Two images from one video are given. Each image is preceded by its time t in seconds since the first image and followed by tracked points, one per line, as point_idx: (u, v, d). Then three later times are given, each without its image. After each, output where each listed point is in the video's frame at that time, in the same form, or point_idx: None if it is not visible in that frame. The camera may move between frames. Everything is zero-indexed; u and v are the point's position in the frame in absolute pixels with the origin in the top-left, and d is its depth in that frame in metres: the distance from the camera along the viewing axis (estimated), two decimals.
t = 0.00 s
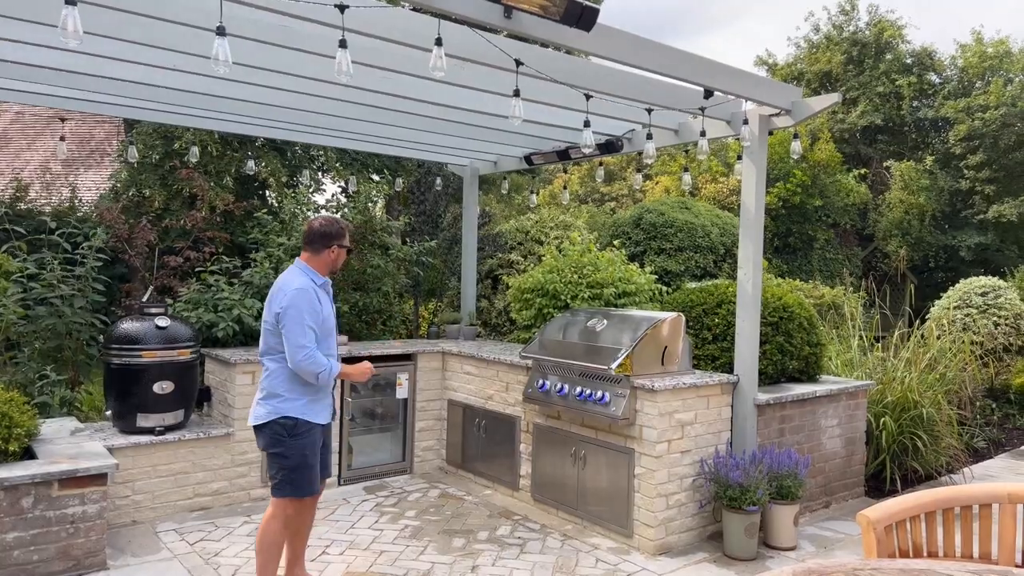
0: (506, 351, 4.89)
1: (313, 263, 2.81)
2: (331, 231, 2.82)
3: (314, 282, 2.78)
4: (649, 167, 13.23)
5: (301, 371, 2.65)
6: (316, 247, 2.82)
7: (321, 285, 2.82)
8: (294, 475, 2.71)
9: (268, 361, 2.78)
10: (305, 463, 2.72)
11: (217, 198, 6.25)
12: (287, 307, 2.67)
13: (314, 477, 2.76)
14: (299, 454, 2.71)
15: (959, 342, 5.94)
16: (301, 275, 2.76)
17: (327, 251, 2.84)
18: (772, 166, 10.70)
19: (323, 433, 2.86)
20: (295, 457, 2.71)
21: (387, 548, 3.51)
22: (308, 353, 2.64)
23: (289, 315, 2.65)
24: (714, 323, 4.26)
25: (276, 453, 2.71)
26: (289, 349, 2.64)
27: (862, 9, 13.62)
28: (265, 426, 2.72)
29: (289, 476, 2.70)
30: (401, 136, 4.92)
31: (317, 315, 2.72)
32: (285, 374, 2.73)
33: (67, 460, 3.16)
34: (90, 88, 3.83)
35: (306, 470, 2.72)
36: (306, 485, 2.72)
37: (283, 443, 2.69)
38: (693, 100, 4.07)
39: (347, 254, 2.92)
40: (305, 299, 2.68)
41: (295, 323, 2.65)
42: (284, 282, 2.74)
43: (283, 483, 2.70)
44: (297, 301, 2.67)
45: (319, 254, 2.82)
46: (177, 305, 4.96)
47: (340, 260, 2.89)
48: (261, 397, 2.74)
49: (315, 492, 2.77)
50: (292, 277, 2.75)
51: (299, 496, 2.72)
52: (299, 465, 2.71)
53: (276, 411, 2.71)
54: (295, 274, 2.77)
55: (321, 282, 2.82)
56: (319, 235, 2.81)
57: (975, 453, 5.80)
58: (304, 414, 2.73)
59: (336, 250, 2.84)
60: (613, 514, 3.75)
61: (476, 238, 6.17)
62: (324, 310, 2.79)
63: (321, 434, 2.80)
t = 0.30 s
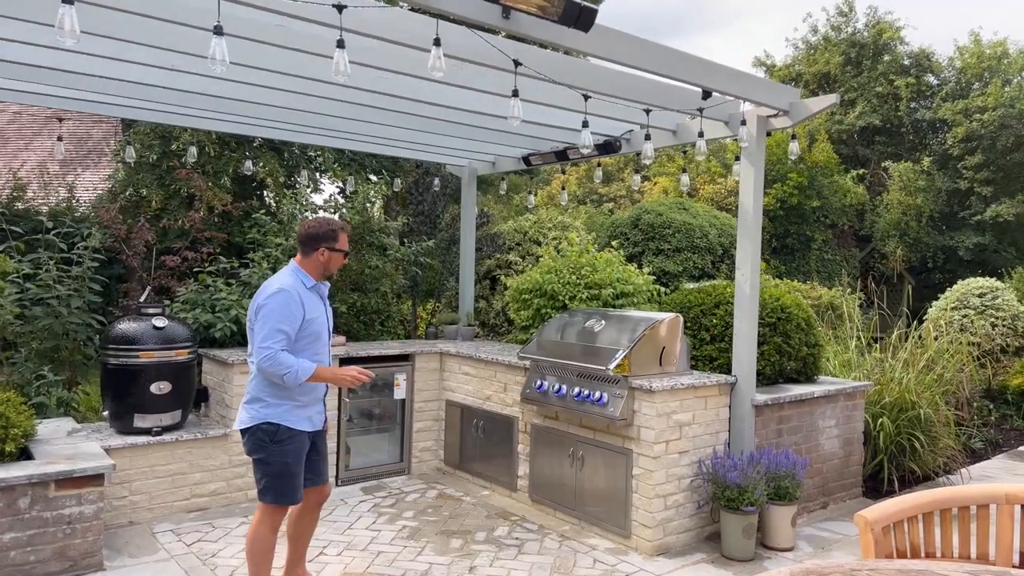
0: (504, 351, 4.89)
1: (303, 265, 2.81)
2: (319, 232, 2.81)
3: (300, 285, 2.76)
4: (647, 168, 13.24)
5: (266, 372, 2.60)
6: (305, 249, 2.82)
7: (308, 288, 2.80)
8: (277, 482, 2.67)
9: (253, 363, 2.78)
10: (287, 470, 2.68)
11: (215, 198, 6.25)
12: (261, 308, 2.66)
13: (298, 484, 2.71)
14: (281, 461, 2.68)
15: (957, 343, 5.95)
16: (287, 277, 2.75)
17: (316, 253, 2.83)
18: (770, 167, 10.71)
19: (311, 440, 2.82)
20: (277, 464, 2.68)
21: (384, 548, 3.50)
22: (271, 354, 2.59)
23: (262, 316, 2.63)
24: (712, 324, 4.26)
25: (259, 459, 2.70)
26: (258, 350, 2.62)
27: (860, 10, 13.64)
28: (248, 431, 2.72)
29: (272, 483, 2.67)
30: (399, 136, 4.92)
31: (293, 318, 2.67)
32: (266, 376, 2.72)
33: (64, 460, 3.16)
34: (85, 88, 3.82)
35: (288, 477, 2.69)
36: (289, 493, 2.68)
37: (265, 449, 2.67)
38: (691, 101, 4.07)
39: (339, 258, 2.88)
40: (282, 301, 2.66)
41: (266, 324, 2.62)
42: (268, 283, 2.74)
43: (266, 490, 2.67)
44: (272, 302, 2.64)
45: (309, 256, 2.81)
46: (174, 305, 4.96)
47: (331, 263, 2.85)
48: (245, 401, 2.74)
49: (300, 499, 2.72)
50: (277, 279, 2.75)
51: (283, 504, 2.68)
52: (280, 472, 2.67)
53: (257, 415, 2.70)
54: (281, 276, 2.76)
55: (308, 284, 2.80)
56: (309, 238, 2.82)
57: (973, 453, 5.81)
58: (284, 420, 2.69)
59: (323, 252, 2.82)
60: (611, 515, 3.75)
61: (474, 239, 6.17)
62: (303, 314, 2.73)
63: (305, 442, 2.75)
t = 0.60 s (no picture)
0: (500, 351, 4.88)
1: (298, 267, 2.79)
2: (312, 233, 2.79)
3: (296, 288, 2.74)
4: (643, 167, 13.25)
5: (266, 378, 2.60)
6: (300, 250, 2.81)
7: (304, 290, 2.78)
8: (278, 484, 2.68)
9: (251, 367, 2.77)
10: (288, 472, 2.68)
11: (211, 198, 6.25)
12: (257, 314, 2.65)
13: (300, 485, 2.72)
14: (281, 463, 2.68)
15: (952, 342, 5.96)
16: (282, 280, 2.74)
17: (310, 253, 2.80)
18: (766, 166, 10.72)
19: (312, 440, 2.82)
20: (277, 466, 2.68)
21: (381, 548, 3.50)
22: (272, 361, 2.59)
23: (259, 322, 2.62)
24: (708, 323, 4.26)
25: (259, 461, 2.70)
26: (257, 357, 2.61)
27: (856, 10, 13.66)
28: (248, 434, 2.71)
29: (273, 485, 2.68)
30: (395, 136, 4.91)
31: (290, 323, 2.66)
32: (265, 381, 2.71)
33: (59, 460, 3.15)
34: (85, 88, 3.82)
35: (289, 479, 2.69)
36: (290, 494, 2.69)
37: (265, 451, 2.67)
38: (687, 101, 4.07)
39: (334, 258, 2.85)
40: (278, 305, 2.65)
41: (264, 330, 2.61)
42: (263, 287, 2.73)
43: (268, 492, 2.68)
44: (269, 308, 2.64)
45: (303, 258, 2.80)
46: (170, 305, 4.94)
47: (327, 263, 2.83)
48: (244, 404, 2.74)
49: (302, 499, 2.73)
50: (272, 283, 2.73)
51: (284, 505, 2.69)
52: (281, 475, 2.68)
53: (257, 418, 2.69)
54: (276, 279, 2.75)
55: (304, 286, 2.79)
56: (303, 239, 2.80)
57: (968, 452, 5.82)
58: (284, 423, 2.69)
59: (317, 253, 2.79)
60: (608, 514, 3.75)
61: (471, 238, 6.16)
62: (301, 317, 2.73)
63: (305, 443, 2.75)
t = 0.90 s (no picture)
0: (497, 351, 4.88)
1: (313, 270, 2.80)
2: (326, 236, 2.80)
3: (310, 290, 2.75)
4: (641, 167, 13.27)
5: (277, 380, 2.60)
6: (314, 253, 2.82)
7: (318, 293, 2.79)
8: (291, 483, 2.68)
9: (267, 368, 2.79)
10: (303, 472, 2.69)
11: (208, 197, 6.24)
12: (270, 317, 2.66)
13: (313, 484, 2.72)
14: (296, 462, 2.69)
15: (949, 342, 5.97)
16: (296, 283, 2.74)
17: (324, 256, 2.81)
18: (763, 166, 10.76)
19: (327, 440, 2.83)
20: (292, 465, 2.68)
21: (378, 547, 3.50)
22: (282, 364, 2.59)
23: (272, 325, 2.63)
24: (705, 323, 4.27)
25: (274, 459, 2.70)
26: (269, 359, 2.62)
27: (853, 11, 13.68)
28: (264, 434, 2.72)
29: (287, 484, 2.68)
30: (393, 135, 4.91)
31: (301, 326, 2.66)
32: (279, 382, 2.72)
33: (55, 460, 3.14)
34: (82, 88, 3.82)
35: (304, 478, 2.70)
36: (304, 493, 2.69)
37: (280, 450, 2.68)
38: (684, 101, 4.08)
39: (349, 262, 2.86)
40: (291, 309, 2.65)
41: (276, 334, 2.62)
42: (277, 290, 2.74)
43: (280, 490, 2.68)
44: (281, 312, 2.64)
45: (317, 261, 2.81)
46: (166, 304, 4.94)
47: (341, 267, 2.84)
48: (260, 404, 2.75)
49: (316, 498, 2.73)
50: (286, 286, 2.74)
51: (297, 503, 2.69)
52: (296, 474, 2.68)
53: (273, 418, 2.70)
54: (291, 281, 2.75)
55: (318, 289, 2.79)
56: (318, 242, 2.80)
57: (964, 452, 5.83)
58: (299, 423, 2.70)
59: (330, 256, 2.80)
60: (605, 514, 3.75)
61: (468, 238, 6.16)
62: (314, 320, 2.73)
63: (320, 443, 2.75)
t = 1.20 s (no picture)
0: (496, 351, 4.88)
1: (352, 269, 2.82)
2: (364, 237, 2.81)
3: (348, 288, 2.76)
4: (640, 167, 13.27)
5: (316, 375, 2.62)
6: (352, 253, 2.84)
7: (357, 291, 2.80)
8: (328, 477, 2.69)
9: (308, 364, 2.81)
10: (340, 466, 2.70)
11: (206, 197, 6.24)
12: (310, 313, 2.68)
13: (349, 478, 2.74)
14: (335, 456, 2.70)
15: (947, 341, 5.97)
16: (335, 281, 2.77)
17: (362, 256, 2.82)
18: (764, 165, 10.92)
19: (365, 436, 2.85)
20: (330, 459, 2.70)
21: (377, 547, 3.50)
22: (321, 358, 2.61)
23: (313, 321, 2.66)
24: (703, 323, 4.27)
25: (312, 454, 2.72)
26: (308, 354, 2.64)
27: (850, 11, 13.70)
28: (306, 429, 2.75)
29: (324, 478, 2.69)
30: (392, 135, 4.91)
31: (340, 322, 2.68)
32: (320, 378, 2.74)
33: (53, 461, 3.14)
34: (81, 88, 3.82)
35: (341, 472, 2.71)
36: (341, 486, 2.71)
37: (319, 445, 2.70)
38: (683, 101, 4.08)
39: (386, 262, 2.86)
40: (330, 305, 2.67)
41: (316, 330, 2.64)
42: (318, 287, 2.76)
43: (317, 484, 2.69)
44: (321, 308, 2.66)
45: (356, 260, 2.82)
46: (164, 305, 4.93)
47: (378, 266, 2.85)
48: (302, 401, 2.78)
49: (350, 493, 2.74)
50: (326, 284, 2.76)
51: (333, 497, 2.70)
52: (334, 468, 2.69)
53: (314, 414, 2.73)
54: (331, 279, 2.78)
55: (357, 287, 2.81)
56: (357, 242, 2.82)
57: (963, 451, 5.83)
58: (340, 417, 2.72)
59: (367, 256, 2.80)
60: (604, 514, 3.75)
61: (466, 239, 6.16)
62: (353, 317, 2.75)
63: (358, 439, 2.77)
